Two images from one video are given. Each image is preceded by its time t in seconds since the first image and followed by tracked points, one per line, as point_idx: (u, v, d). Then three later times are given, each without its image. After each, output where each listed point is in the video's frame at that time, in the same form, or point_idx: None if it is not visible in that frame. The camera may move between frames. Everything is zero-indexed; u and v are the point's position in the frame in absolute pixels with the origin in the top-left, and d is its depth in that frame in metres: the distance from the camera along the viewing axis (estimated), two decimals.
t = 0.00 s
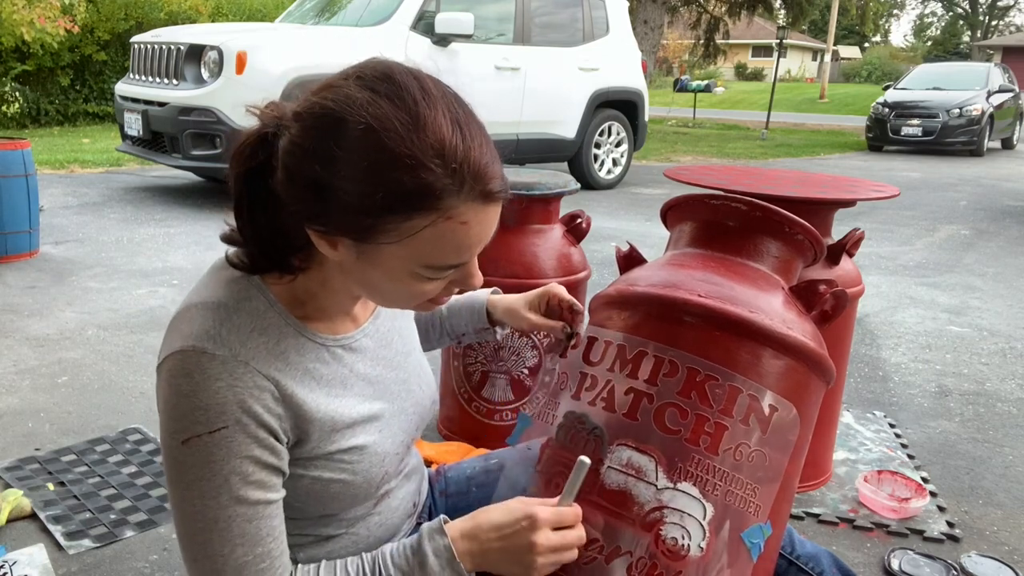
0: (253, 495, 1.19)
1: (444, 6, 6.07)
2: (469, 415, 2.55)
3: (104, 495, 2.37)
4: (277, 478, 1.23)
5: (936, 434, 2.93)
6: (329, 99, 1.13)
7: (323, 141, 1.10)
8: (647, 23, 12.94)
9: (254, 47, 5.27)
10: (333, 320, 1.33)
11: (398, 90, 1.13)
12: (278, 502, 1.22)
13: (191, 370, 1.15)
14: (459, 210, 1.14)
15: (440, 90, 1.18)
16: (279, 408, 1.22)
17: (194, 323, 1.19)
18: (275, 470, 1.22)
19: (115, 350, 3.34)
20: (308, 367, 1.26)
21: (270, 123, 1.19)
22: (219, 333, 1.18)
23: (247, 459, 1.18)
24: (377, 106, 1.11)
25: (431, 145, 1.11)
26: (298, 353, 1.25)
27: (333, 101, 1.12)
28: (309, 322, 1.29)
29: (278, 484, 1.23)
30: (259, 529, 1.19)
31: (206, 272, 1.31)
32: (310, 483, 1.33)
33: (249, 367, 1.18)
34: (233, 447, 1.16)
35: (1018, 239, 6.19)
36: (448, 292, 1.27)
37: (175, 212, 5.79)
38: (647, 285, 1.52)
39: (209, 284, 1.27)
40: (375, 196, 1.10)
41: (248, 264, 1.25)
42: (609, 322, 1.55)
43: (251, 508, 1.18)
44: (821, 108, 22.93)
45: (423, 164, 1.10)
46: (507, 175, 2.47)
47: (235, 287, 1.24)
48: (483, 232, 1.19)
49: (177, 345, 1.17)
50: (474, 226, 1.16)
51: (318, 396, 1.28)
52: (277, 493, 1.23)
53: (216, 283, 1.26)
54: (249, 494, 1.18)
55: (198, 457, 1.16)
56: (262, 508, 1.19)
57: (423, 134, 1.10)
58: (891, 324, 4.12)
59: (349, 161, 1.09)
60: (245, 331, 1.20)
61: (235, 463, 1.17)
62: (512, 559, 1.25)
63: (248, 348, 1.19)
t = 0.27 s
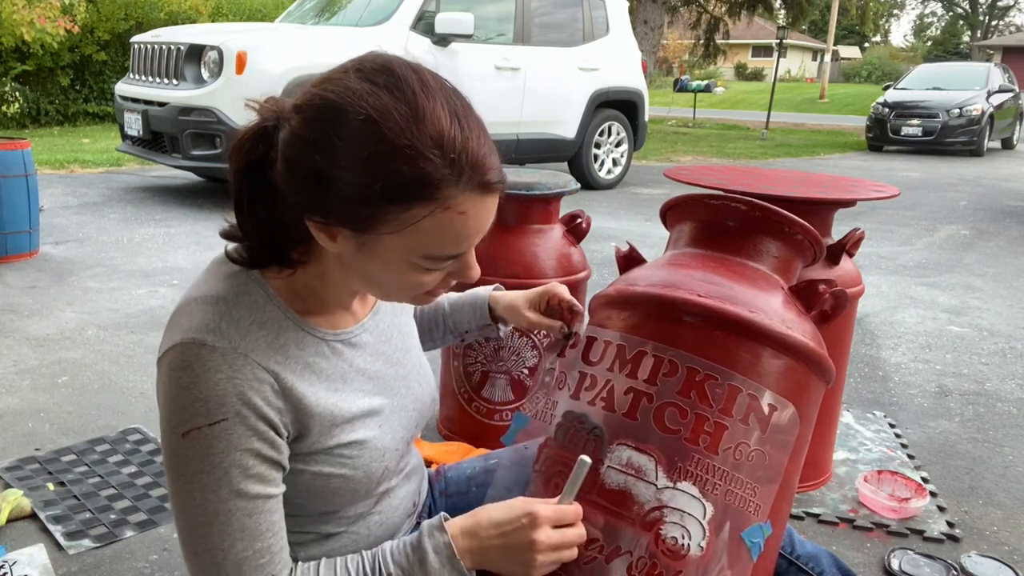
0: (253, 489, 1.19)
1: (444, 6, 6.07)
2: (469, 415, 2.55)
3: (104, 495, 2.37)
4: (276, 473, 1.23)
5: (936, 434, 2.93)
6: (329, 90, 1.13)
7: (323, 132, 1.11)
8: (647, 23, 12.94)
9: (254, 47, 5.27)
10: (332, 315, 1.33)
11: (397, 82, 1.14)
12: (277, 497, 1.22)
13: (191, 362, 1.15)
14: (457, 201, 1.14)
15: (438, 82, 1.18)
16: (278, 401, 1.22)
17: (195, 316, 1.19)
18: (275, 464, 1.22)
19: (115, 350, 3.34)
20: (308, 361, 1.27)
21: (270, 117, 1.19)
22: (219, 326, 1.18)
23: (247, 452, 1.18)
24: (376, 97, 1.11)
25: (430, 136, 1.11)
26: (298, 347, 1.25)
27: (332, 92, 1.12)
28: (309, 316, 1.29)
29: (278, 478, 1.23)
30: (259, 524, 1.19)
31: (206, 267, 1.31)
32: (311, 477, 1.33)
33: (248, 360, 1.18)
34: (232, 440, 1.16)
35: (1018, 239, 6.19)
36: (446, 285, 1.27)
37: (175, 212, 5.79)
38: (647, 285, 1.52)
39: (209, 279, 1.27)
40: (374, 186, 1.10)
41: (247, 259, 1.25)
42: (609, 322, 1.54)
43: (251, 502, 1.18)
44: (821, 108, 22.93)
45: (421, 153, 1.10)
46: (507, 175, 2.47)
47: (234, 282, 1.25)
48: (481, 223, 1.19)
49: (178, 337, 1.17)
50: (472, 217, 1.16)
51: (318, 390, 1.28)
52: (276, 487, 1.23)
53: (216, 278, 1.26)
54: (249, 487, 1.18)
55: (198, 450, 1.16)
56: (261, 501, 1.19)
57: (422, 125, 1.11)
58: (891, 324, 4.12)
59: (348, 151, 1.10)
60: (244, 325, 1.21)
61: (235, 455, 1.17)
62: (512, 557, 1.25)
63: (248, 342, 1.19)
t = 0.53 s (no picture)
0: (253, 483, 1.19)
1: (444, 6, 6.07)
2: (470, 414, 2.55)
3: (104, 495, 2.37)
4: (276, 467, 1.23)
5: (936, 434, 2.93)
6: (328, 81, 1.13)
7: (322, 122, 1.11)
8: (647, 23, 12.93)
9: (253, 47, 5.27)
10: (332, 309, 1.34)
11: (395, 73, 1.14)
12: (277, 491, 1.22)
13: (191, 354, 1.16)
14: (455, 189, 1.14)
15: (435, 76, 1.19)
16: (279, 395, 1.22)
17: (195, 309, 1.20)
18: (275, 458, 1.22)
19: (115, 350, 3.34)
20: (309, 355, 1.27)
21: (270, 111, 1.19)
22: (219, 319, 1.19)
23: (247, 445, 1.18)
24: (375, 87, 1.11)
25: (428, 125, 1.11)
26: (298, 341, 1.26)
27: (332, 83, 1.12)
28: (310, 310, 1.30)
29: (278, 473, 1.23)
30: (258, 518, 1.19)
31: (208, 262, 1.31)
32: (313, 473, 1.33)
33: (248, 352, 1.18)
34: (232, 432, 1.16)
35: (1018, 239, 6.19)
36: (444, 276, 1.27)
37: (175, 212, 5.79)
38: (647, 285, 1.52)
39: (210, 274, 1.27)
40: (373, 176, 1.10)
41: (247, 253, 1.26)
42: (609, 322, 1.54)
43: (250, 495, 1.18)
44: (821, 108, 22.92)
45: (420, 142, 1.11)
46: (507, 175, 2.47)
47: (234, 276, 1.25)
48: (480, 213, 1.19)
49: (178, 331, 1.18)
50: (470, 206, 1.16)
51: (319, 384, 1.28)
52: (276, 481, 1.22)
53: (216, 272, 1.27)
54: (249, 482, 1.18)
55: (198, 442, 1.15)
56: (260, 495, 1.19)
57: (419, 115, 1.11)
58: (891, 324, 4.12)
59: (346, 140, 1.10)
60: (244, 317, 1.21)
61: (235, 447, 1.17)
62: (511, 558, 1.25)
63: (248, 335, 1.20)
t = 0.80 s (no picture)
0: (252, 475, 1.18)
1: (444, 6, 6.07)
2: (469, 413, 2.55)
3: (104, 495, 2.37)
4: (275, 460, 1.23)
5: (936, 434, 2.93)
6: (349, 72, 1.13)
7: (341, 113, 1.11)
8: (647, 23, 12.93)
9: (253, 47, 5.27)
10: (332, 304, 1.34)
11: (416, 67, 1.15)
12: (277, 485, 1.22)
13: (189, 345, 1.16)
14: (473, 182, 1.17)
15: (454, 73, 1.20)
16: (277, 385, 1.22)
17: (192, 301, 1.20)
18: (274, 451, 1.22)
19: (115, 350, 3.35)
20: (306, 348, 1.27)
21: (282, 102, 1.18)
22: (218, 310, 1.19)
23: (246, 436, 1.17)
24: (398, 80, 1.12)
25: (450, 120, 1.13)
26: (296, 334, 1.26)
27: (354, 72, 1.12)
28: (309, 304, 1.30)
29: (276, 466, 1.23)
30: (258, 512, 1.19)
31: (207, 257, 1.31)
32: (312, 468, 1.33)
33: (245, 343, 1.19)
34: (231, 423, 1.16)
35: (1018, 239, 6.19)
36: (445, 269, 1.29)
37: (175, 212, 5.79)
38: (648, 285, 1.52)
39: (208, 268, 1.27)
40: (393, 168, 1.11)
41: (247, 247, 1.25)
42: (610, 323, 1.54)
43: (250, 488, 1.18)
44: (821, 108, 22.93)
45: (443, 137, 1.12)
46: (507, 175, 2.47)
47: (231, 269, 1.25)
48: (490, 207, 1.22)
49: (176, 323, 1.18)
50: (485, 199, 1.20)
51: (317, 377, 1.28)
52: (275, 474, 1.22)
53: (213, 267, 1.27)
54: (248, 474, 1.18)
55: (197, 434, 1.15)
56: (260, 487, 1.19)
57: (444, 112, 1.13)
58: (891, 324, 4.12)
59: (368, 132, 1.10)
60: (241, 309, 1.21)
61: (234, 438, 1.16)
62: (515, 555, 1.25)
63: (245, 325, 1.20)
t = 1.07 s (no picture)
0: (251, 464, 1.18)
1: (444, 6, 6.07)
2: (469, 413, 2.56)
3: (104, 495, 2.37)
4: (274, 451, 1.23)
5: (936, 434, 2.93)
6: (371, 58, 1.14)
7: (358, 98, 1.12)
8: (647, 23, 12.93)
9: (253, 46, 5.27)
10: (331, 296, 1.34)
11: (433, 57, 1.17)
12: (275, 476, 1.22)
13: (190, 331, 1.16)
14: (486, 167, 1.20)
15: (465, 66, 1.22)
16: (276, 374, 1.22)
17: (194, 287, 1.20)
18: (273, 441, 1.22)
19: (115, 350, 3.34)
20: (305, 337, 1.27)
21: (297, 91, 1.19)
22: (219, 297, 1.19)
23: (246, 424, 1.17)
24: (418, 68, 1.14)
25: (467, 109, 1.16)
26: (294, 324, 1.26)
27: (373, 59, 1.14)
28: (308, 296, 1.30)
29: (275, 457, 1.23)
30: (256, 503, 1.19)
31: (206, 250, 1.31)
32: (309, 461, 1.33)
33: (246, 329, 1.19)
34: (231, 410, 1.16)
35: (1018, 239, 6.19)
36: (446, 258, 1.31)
37: (175, 212, 5.79)
38: (648, 285, 1.52)
39: (208, 259, 1.27)
40: (412, 150, 1.12)
41: (249, 237, 1.25)
42: (610, 323, 1.55)
43: (248, 478, 1.18)
44: (821, 108, 22.93)
45: (460, 123, 1.15)
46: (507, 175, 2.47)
47: (233, 258, 1.26)
48: (495, 194, 1.24)
49: (177, 310, 1.18)
50: (495, 183, 1.23)
51: (316, 368, 1.28)
52: (273, 465, 1.22)
53: (214, 257, 1.27)
54: (247, 463, 1.18)
55: (197, 420, 1.15)
56: (259, 477, 1.19)
57: (460, 100, 1.15)
58: (891, 324, 4.12)
59: (388, 115, 1.11)
60: (241, 296, 1.21)
61: (233, 426, 1.16)
62: (514, 552, 1.26)
63: (246, 312, 1.20)
